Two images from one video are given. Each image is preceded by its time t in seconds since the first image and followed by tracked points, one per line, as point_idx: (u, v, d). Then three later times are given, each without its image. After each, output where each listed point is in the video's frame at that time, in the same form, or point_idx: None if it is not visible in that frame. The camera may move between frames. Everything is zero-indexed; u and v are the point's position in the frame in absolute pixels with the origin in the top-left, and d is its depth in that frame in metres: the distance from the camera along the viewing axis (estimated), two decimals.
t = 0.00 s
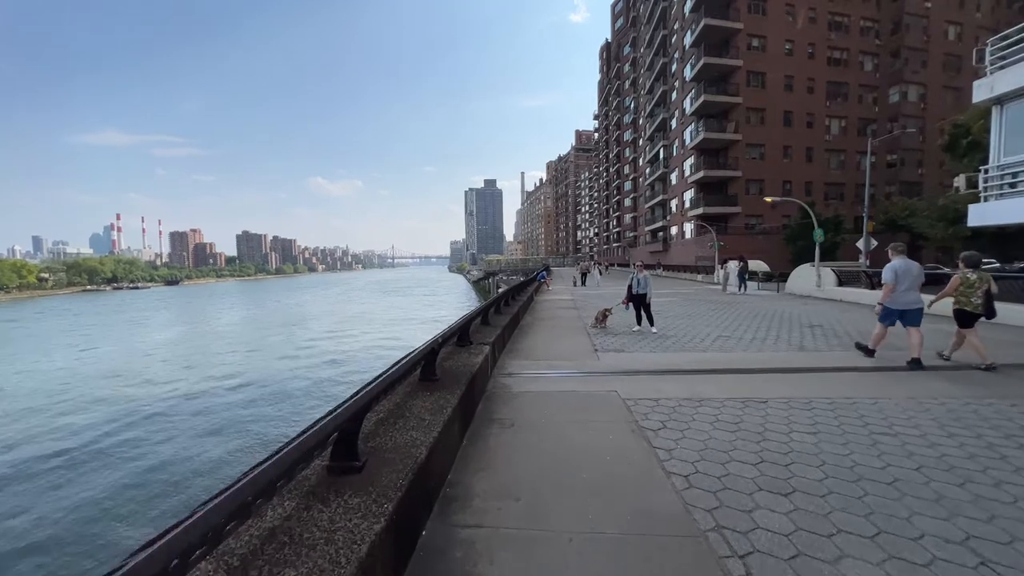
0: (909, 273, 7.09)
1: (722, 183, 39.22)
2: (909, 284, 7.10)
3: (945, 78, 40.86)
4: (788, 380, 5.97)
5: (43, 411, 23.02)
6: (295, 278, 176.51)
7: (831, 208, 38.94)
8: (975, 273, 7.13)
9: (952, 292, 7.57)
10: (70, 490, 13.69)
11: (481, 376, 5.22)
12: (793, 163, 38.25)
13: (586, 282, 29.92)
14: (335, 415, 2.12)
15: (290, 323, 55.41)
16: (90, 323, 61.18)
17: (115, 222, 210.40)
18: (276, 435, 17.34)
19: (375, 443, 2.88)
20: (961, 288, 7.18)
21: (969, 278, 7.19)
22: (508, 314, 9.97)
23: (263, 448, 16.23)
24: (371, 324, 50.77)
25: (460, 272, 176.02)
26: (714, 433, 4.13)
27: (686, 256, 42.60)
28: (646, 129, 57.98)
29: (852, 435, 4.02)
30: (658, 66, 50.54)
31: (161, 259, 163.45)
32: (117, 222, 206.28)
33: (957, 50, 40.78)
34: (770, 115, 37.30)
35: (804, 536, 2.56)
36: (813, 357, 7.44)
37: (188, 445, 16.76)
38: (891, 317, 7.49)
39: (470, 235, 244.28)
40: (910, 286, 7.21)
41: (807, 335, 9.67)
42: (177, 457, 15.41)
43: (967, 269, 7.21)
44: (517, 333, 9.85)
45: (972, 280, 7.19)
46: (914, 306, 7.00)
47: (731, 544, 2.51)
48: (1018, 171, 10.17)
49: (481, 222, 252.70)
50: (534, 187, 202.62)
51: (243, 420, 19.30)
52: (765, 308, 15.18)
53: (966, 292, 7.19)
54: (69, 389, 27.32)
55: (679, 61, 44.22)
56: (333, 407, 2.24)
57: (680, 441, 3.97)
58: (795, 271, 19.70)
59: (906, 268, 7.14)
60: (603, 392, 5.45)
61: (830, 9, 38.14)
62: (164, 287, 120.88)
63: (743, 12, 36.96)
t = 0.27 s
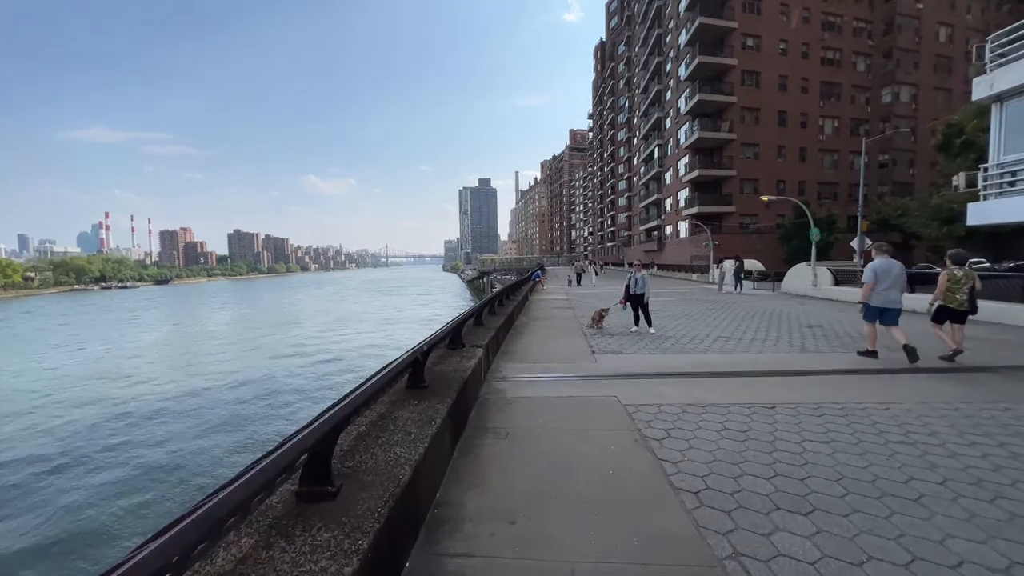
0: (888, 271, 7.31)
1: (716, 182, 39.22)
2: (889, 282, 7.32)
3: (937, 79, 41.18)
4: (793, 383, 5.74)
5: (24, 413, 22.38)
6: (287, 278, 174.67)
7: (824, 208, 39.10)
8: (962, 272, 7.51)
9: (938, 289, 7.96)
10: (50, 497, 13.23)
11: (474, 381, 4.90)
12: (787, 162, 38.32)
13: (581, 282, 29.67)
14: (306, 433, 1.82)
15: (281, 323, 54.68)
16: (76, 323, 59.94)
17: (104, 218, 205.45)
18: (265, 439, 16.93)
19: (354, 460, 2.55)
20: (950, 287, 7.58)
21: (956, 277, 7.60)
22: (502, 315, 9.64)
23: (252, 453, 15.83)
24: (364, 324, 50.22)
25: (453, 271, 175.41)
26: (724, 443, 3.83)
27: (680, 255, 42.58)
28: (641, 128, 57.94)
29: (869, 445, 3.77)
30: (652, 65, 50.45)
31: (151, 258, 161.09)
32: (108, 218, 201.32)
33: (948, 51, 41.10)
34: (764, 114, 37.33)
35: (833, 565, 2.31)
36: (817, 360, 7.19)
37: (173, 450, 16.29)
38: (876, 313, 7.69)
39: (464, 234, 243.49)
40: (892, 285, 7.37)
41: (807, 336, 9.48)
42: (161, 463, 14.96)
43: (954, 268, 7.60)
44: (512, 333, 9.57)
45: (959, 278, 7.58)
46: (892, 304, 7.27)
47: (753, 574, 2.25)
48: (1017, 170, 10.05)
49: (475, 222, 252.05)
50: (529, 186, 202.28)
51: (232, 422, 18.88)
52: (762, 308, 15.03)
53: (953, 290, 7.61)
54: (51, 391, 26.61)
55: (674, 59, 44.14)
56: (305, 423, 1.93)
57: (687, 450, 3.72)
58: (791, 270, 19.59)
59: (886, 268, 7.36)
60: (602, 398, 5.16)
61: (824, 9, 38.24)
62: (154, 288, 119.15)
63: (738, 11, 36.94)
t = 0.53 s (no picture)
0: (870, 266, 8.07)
1: (705, 181, 39.39)
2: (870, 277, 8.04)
3: (918, 81, 41.93)
4: (794, 386, 5.50)
5: None
6: (273, 278, 171.82)
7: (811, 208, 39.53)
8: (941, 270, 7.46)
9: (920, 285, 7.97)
10: (14, 511, 12.53)
11: (460, 387, 4.56)
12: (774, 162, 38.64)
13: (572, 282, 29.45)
14: (248, 452, 1.51)
15: (267, 324, 53.56)
16: (53, 325, 58.02)
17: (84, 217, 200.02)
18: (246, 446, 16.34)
19: (315, 484, 2.21)
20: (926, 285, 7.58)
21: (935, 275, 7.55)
22: (491, 315, 9.28)
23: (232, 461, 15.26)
24: (352, 325, 49.38)
25: (443, 271, 174.56)
26: (728, 452, 3.57)
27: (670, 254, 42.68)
28: (631, 128, 58.07)
29: (882, 452, 3.53)
30: (641, 65, 50.58)
31: (132, 259, 157.14)
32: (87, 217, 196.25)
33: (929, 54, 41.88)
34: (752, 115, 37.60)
35: None
36: (815, 360, 6.99)
37: (149, 459, 15.63)
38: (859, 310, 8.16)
39: (454, 234, 242.36)
40: (871, 280, 8.08)
41: (801, 335, 9.31)
42: (135, 473, 14.31)
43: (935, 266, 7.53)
44: (502, 334, 9.23)
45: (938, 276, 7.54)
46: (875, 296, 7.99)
47: None
48: (1006, 167, 10.05)
49: (465, 222, 251.21)
50: (519, 186, 202.04)
51: (212, 429, 18.21)
52: (753, 307, 14.93)
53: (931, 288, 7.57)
54: (22, 397, 25.52)
55: (663, 59, 44.29)
56: (248, 442, 1.62)
57: (690, 461, 3.42)
58: (781, 270, 19.59)
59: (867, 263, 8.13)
60: (597, 403, 4.86)
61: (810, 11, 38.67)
62: (136, 289, 116.34)
63: (726, 11, 37.17)
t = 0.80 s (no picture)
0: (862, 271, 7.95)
1: (702, 182, 39.23)
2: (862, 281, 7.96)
3: (915, 82, 41.95)
4: (805, 397, 5.20)
5: None
6: (269, 278, 171.02)
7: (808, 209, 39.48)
8: (930, 272, 7.81)
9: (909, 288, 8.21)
10: None
11: (450, 402, 4.24)
12: (771, 163, 38.54)
13: (570, 283, 29.12)
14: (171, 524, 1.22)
15: (262, 325, 52.90)
16: (43, 326, 57.15)
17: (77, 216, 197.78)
18: (236, 453, 15.96)
19: (272, 534, 1.91)
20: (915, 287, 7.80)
21: (921, 277, 7.96)
22: (486, 319, 8.95)
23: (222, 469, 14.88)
24: (347, 325, 48.84)
25: (440, 271, 174.02)
26: (740, 477, 3.26)
27: (667, 256, 42.55)
28: (627, 128, 57.91)
29: (906, 476, 3.24)
30: (639, 65, 50.37)
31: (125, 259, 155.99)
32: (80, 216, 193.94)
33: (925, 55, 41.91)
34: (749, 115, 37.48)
35: None
36: (823, 369, 6.72)
37: (136, 468, 15.22)
38: (854, 313, 8.26)
39: (451, 233, 241.98)
40: (863, 285, 8.04)
41: (805, 340, 9.06)
42: (122, 488, 13.91)
43: (920, 268, 7.93)
44: (497, 340, 8.94)
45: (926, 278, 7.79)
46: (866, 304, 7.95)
47: None
48: (1013, 168, 9.83)
49: (462, 222, 250.76)
50: (515, 186, 201.81)
51: (202, 436, 17.78)
52: (754, 309, 14.69)
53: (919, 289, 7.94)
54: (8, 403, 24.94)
55: (660, 59, 44.12)
56: (171, 517, 1.31)
57: (699, 487, 3.14)
58: (781, 271, 19.40)
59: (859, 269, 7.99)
60: (597, 417, 4.55)
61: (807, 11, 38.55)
62: (130, 289, 115.19)
63: (723, 11, 37.02)
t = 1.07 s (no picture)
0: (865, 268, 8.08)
1: (702, 181, 38.97)
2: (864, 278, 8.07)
3: (916, 81, 41.78)
4: (824, 403, 4.89)
5: None
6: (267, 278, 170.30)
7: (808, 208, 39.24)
8: (929, 270, 7.89)
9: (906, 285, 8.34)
10: None
11: (445, 410, 3.94)
12: (772, 162, 38.29)
13: (570, 283, 28.79)
14: None
15: (259, 325, 52.46)
16: (37, 327, 56.58)
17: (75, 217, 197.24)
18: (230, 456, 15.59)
19: None
20: (915, 285, 7.91)
21: (921, 275, 8.02)
22: (484, 320, 8.62)
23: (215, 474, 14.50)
24: (345, 326, 48.44)
25: (439, 271, 173.65)
26: (763, 493, 2.97)
27: (667, 255, 42.28)
28: (627, 128, 57.70)
29: (946, 494, 2.95)
30: (638, 63, 50.12)
31: (123, 259, 155.17)
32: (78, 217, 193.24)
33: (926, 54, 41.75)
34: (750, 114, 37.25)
35: None
36: (837, 371, 6.41)
37: (126, 473, 14.84)
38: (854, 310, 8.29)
39: (450, 234, 241.60)
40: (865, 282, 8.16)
41: (814, 340, 8.76)
42: (111, 492, 13.55)
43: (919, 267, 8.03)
44: (497, 341, 8.65)
45: (925, 277, 7.91)
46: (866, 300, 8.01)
47: None
48: None
49: (461, 222, 250.67)
50: (514, 186, 201.43)
51: (195, 438, 17.44)
52: (757, 309, 14.40)
53: (919, 287, 7.98)
54: None
55: (660, 58, 43.88)
56: None
57: (719, 506, 2.85)
58: (784, 270, 19.11)
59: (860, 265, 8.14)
60: (603, 425, 4.26)
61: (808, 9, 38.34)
62: (128, 289, 114.69)
63: (724, 9, 36.78)
